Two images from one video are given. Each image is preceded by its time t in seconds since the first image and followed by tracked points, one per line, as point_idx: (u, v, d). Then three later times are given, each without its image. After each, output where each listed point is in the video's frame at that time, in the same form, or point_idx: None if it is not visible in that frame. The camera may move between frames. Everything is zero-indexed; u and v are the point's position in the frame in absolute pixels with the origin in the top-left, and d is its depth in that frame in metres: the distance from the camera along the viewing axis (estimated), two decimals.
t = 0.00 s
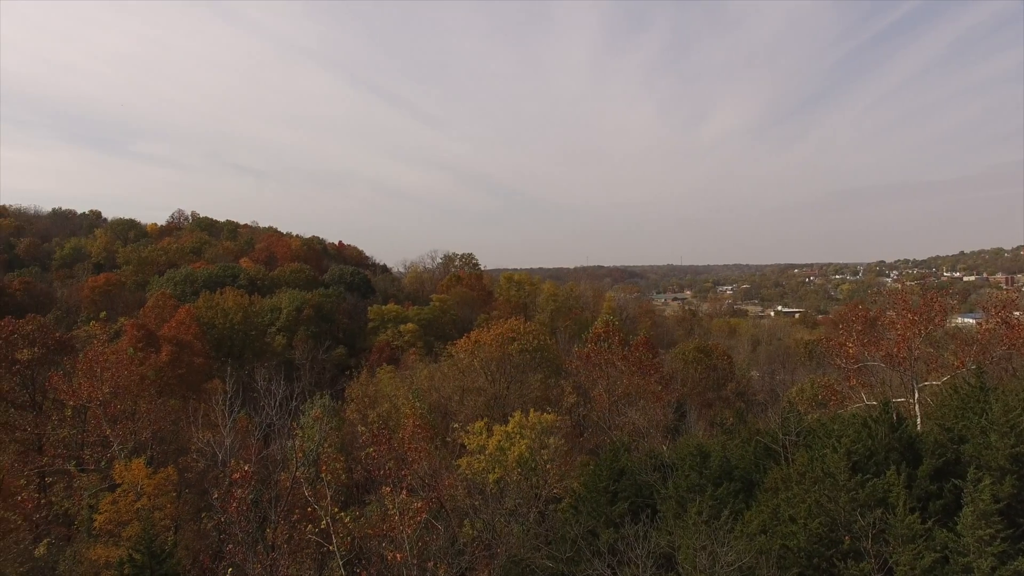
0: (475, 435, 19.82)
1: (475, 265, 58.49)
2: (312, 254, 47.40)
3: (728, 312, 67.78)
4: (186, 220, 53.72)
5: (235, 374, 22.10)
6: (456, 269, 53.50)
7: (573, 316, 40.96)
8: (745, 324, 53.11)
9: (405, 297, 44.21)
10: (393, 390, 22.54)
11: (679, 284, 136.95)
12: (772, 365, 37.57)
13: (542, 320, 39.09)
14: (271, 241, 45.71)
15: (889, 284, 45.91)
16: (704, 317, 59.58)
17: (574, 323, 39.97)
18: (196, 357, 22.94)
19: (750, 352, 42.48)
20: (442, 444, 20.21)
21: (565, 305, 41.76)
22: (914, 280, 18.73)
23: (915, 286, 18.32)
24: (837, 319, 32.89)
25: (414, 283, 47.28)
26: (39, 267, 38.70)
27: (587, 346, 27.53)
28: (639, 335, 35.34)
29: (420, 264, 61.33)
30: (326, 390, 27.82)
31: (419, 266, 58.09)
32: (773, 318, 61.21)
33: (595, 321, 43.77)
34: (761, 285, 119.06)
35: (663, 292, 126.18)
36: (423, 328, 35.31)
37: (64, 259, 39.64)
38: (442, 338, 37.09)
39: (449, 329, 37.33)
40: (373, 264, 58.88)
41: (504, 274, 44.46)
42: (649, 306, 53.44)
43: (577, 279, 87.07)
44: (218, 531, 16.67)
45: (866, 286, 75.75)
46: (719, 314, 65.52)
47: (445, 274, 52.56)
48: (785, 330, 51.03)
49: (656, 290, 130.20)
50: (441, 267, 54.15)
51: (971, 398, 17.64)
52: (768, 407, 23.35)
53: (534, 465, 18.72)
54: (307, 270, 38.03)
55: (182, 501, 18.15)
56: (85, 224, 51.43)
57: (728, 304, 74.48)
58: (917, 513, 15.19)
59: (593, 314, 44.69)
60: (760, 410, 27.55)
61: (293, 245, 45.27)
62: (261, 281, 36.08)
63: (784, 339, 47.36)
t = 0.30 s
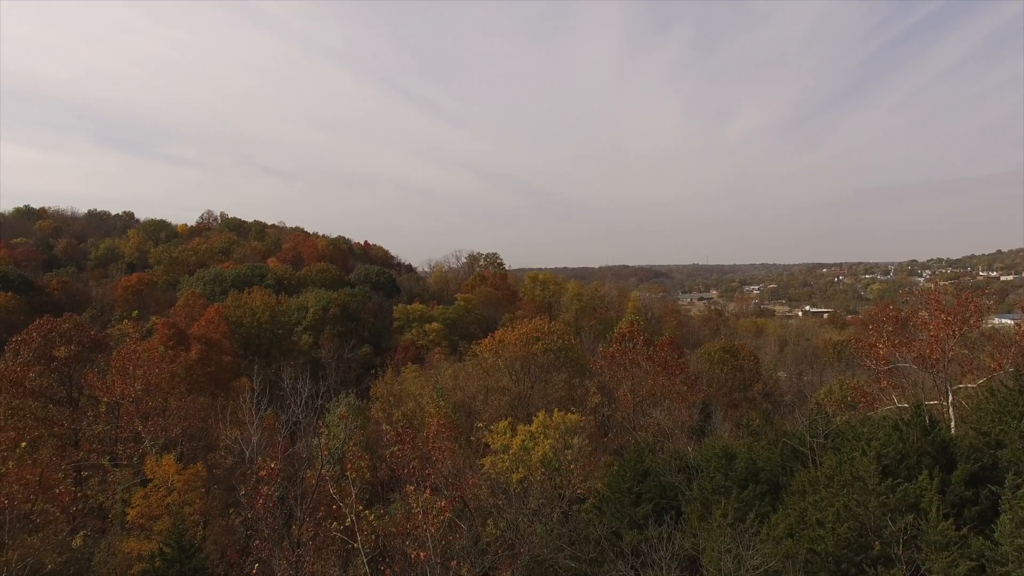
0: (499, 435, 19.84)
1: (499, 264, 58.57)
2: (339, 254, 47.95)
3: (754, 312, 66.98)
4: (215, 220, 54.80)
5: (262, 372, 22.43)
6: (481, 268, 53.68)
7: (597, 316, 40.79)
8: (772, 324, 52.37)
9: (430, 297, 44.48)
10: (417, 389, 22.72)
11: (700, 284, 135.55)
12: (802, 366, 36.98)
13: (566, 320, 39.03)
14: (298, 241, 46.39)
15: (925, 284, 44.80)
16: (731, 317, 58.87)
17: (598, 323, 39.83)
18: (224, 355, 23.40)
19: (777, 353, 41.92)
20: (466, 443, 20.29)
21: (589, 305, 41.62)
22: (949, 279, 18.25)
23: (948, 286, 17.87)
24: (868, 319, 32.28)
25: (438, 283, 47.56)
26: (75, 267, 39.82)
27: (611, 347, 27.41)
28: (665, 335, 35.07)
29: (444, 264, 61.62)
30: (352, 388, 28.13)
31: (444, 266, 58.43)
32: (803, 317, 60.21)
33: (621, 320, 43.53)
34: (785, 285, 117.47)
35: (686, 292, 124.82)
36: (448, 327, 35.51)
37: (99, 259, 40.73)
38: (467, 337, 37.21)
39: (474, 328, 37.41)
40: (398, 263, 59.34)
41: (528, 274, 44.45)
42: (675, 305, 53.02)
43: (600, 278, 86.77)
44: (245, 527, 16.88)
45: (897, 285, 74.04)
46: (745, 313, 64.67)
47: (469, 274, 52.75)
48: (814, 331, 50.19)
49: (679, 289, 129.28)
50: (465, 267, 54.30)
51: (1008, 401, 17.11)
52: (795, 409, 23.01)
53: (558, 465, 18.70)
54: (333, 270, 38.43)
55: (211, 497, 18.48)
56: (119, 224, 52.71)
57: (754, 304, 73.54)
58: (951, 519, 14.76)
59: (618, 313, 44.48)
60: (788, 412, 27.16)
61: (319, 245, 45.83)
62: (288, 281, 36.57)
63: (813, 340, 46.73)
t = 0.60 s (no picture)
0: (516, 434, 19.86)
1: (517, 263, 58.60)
2: (358, 253, 48.34)
3: (775, 312, 66.39)
4: (237, 220, 55.58)
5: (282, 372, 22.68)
6: (500, 267, 53.99)
7: (616, 316, 40.68)
8: (794, 324, 51.81)
9: (449, 296, 44.70)
10: (435, 389, 22.86)
11: (716, 284, 134.53)
12: (824, 366, 36.57)
13: (584, 320, 38.97)
14: (318, 241, 46.86)
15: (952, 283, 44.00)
16: (751, 316, 58.35)
17: (616, 323, 39.70)
18: (245, 354, 23.71)
19: (798, 354, 41.51)
20: (484, 443, 20.35)
21: (607, 305, 41.51)
22: (976, 279, 17.91)
23: (975, 286, 17.55)
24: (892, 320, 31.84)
25: (457, 282, 47.76)
26: (102, 266, 40.61)
27: (630, 346, 27.32)
28: (685, 336, 34.89)
29: (461, 263, 61.85)
30: (371, 388, 28.36)
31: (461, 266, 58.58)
32: (824, 317, 59.48)
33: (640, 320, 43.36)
34: (804, 285, 116.15)
35: (708, 292, 123.25)
36: (467, 327, 35.63)
37: (124, 259, 41.51)
38: (486, 337, 37.30)
39: (493, 327, 37.50)
40: (416, 263, 59.67)
41: (547, 274, 44.44)
42: (694, 305, 52.65)
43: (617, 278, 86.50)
44: (266, 524, 17.08)
45: (921, 285, 72.76)
46: (766, 314, 64.00)
47: (487, 273, 52.90)
48: (837, 331, 49.55)
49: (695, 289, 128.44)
50: (484, 266, 54.46)
51: None
52: (816, 410, 22.80)
53: (576, 466, 18.65)
54: (353, 270, 38.76)
55: (232, 494, 18.76)
56: (143, 225, 53.67)
57: (774, 304, 72.75)
58: (979, 525, 14.44)
59: (637, 313, 44.33)
60: (809, 413, 26.90)
61: (340, 245, 46.26)
62: (308, 280, 36.83)
63: (835, 340, 46.19)
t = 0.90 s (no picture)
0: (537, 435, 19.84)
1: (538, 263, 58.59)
2: (380, 253, 48.72)
3: (800, 312, 65.66)
4: (261, 220, 56.42)
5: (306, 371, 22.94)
6: (522, 267, 54.12)
7: (638, 315, 40.46)
8: (820, 325, 51.09)
9: (471, 296, 44.88)
10: (456, 388, 22.97)
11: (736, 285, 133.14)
12: (850, 368, 36.04)
13: (606, 320, 38.84)
14: (340, 241, 47.35)
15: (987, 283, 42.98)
16: (776, 316, 57.67)
17: (638, 323, 39.49)
18: (269, 353, 24.05)
19: (823, 356, 40.94)
20: (506, 443, 20.37)
21: (629, 305, 41.31)
22: (1010, 279, 17.49)
23: (1009, 286, 17.15)
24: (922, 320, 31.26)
25: (479, 282, 47.94)
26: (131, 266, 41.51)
27: (652, 347, 27.19)
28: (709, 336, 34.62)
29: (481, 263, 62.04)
30: (393, 387, 28.57)
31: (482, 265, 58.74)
32: (851, 317, 58.56)
33: (662, 319, 43.12)
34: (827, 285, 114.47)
35: (729, 292, 121.83)
36: (488, 326, 35.72)
37: (152, 259, 42.37)
38: (508, 336, 37.35)
39: (515, 327, 37.54)
40: (438, 262, 60.03)
41: (569, 273, 44.36)
42: (718, 305, 52.16)
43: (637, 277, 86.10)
44: (289, 521, 17.26)
45: (951, 285, 71.17)
46: (791, 314, 63.24)
47: (509, 273, 53.00)
48: (865, 331, 48.72)
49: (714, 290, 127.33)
50: (505, 266, 54.60)
51: None
52: (842, 411, 22.52)
53: (597, 467, 18.56)
54: (375, 269, 39.11)
55: (257, 490, 19.03)
56: (170, 225, 54.71)
57: (799, 303, 71.78)
58: (1013, 533, 14.04)
59: (660, 313, 44.07)
60: (836, 415, 26.53)
61: (363, 245, 46.70)
62: (331, 280, 37.23)
63: (862, 340, 45.43)
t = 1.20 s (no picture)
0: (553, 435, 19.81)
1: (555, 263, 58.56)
2: (399, 252, 48.97)
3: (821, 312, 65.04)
4: (280, 220, 57.00)
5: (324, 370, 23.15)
6: (539, 267, 54.11)
7: (656, 316, 40.26)
8: (841, 325, 50.49)
9: (489, 296, 44.99)
10: (473, 388, 23.05)
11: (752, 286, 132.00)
12: (870, 369, 35.63)
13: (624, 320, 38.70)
14: (358, 241, 47.68)
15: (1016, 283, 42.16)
16: (796, 317, 57.10)
17: (656, 323, 39.30)
18: (288, 352, 24.30)
19: (844, 356, 40.47)
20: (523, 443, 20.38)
21: (647, 305, 41.13)
22: None
23: None
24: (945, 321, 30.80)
25: (496, 282, 48.03)
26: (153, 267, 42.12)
27: (670, 347, 27.06)
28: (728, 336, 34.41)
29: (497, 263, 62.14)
30: (410, 386, 28.72)
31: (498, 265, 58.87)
32: (872, 317, 57.80)
33: (680, 320, 42.90)
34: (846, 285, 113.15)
35: (746, 293, 120.84)
36: (506, 326, 35.76)
37: (174, 259, 42.96)
38: (526, 336, 37.39)
39: (532, 327, 37.55)
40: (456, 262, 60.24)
41: (587, 273, 44.28)
42: (736, 306, 51.76)
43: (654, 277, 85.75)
44: (307, 519, 17.39)
45: (976, 285, 69.88)
46: (810, 314, 62.59)
47: (527, 273, 53.04)
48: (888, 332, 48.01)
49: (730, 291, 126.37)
50: (524, 266, 54.63)
51: None
52: (864, 412, 22.30)
53: (614, 467, 18.48)
54: (394, 269, 39.35)
55: (275, 488, 19.23)
56: (191, 227, 55.42)
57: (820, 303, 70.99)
58: None
59: (678, 313, 43.83)
60: (856, 416, 26.24)
61: (381, 245, 47.02)
62: (350, 280, 37.50)
63: (884, 341, 44.78)
